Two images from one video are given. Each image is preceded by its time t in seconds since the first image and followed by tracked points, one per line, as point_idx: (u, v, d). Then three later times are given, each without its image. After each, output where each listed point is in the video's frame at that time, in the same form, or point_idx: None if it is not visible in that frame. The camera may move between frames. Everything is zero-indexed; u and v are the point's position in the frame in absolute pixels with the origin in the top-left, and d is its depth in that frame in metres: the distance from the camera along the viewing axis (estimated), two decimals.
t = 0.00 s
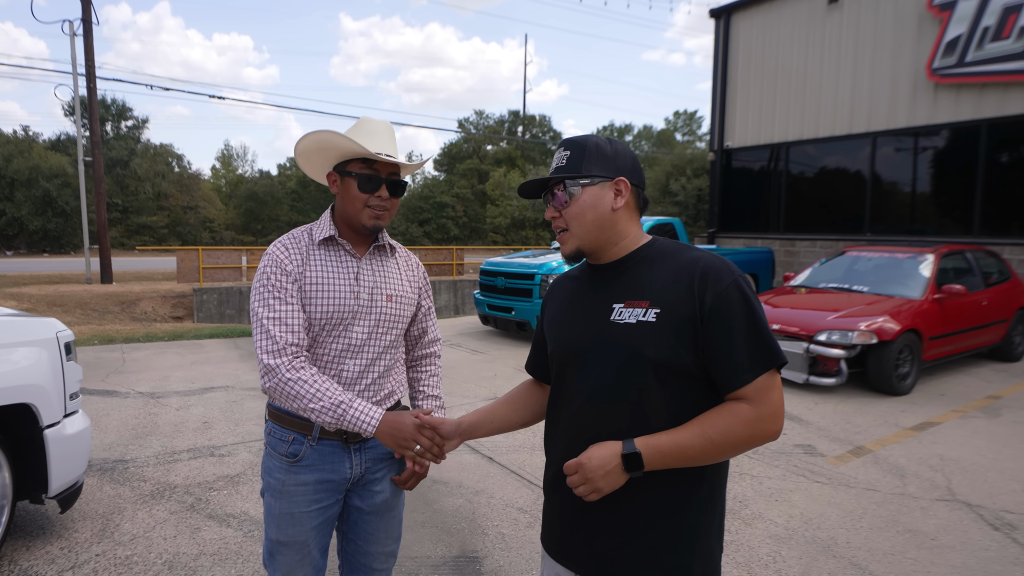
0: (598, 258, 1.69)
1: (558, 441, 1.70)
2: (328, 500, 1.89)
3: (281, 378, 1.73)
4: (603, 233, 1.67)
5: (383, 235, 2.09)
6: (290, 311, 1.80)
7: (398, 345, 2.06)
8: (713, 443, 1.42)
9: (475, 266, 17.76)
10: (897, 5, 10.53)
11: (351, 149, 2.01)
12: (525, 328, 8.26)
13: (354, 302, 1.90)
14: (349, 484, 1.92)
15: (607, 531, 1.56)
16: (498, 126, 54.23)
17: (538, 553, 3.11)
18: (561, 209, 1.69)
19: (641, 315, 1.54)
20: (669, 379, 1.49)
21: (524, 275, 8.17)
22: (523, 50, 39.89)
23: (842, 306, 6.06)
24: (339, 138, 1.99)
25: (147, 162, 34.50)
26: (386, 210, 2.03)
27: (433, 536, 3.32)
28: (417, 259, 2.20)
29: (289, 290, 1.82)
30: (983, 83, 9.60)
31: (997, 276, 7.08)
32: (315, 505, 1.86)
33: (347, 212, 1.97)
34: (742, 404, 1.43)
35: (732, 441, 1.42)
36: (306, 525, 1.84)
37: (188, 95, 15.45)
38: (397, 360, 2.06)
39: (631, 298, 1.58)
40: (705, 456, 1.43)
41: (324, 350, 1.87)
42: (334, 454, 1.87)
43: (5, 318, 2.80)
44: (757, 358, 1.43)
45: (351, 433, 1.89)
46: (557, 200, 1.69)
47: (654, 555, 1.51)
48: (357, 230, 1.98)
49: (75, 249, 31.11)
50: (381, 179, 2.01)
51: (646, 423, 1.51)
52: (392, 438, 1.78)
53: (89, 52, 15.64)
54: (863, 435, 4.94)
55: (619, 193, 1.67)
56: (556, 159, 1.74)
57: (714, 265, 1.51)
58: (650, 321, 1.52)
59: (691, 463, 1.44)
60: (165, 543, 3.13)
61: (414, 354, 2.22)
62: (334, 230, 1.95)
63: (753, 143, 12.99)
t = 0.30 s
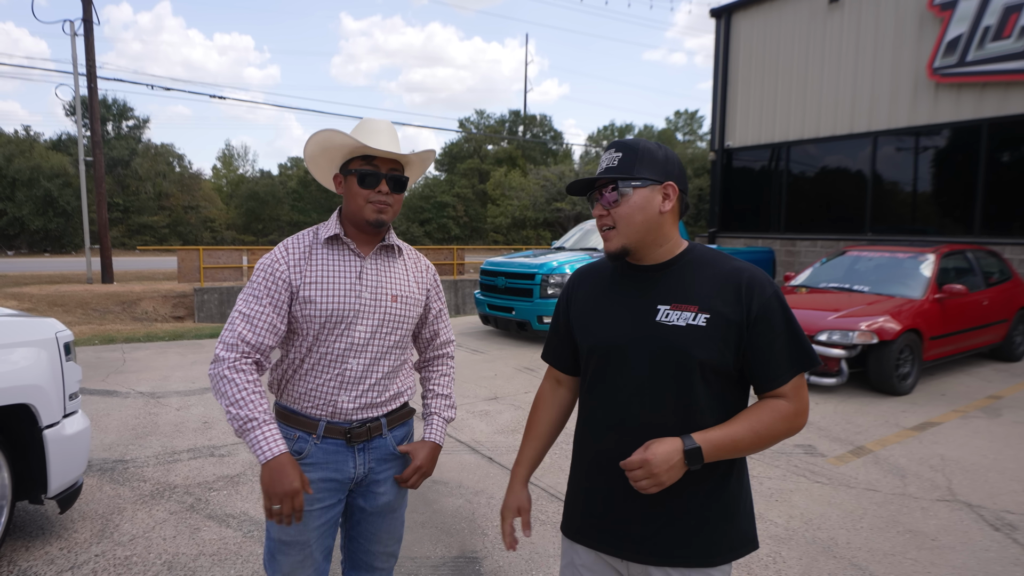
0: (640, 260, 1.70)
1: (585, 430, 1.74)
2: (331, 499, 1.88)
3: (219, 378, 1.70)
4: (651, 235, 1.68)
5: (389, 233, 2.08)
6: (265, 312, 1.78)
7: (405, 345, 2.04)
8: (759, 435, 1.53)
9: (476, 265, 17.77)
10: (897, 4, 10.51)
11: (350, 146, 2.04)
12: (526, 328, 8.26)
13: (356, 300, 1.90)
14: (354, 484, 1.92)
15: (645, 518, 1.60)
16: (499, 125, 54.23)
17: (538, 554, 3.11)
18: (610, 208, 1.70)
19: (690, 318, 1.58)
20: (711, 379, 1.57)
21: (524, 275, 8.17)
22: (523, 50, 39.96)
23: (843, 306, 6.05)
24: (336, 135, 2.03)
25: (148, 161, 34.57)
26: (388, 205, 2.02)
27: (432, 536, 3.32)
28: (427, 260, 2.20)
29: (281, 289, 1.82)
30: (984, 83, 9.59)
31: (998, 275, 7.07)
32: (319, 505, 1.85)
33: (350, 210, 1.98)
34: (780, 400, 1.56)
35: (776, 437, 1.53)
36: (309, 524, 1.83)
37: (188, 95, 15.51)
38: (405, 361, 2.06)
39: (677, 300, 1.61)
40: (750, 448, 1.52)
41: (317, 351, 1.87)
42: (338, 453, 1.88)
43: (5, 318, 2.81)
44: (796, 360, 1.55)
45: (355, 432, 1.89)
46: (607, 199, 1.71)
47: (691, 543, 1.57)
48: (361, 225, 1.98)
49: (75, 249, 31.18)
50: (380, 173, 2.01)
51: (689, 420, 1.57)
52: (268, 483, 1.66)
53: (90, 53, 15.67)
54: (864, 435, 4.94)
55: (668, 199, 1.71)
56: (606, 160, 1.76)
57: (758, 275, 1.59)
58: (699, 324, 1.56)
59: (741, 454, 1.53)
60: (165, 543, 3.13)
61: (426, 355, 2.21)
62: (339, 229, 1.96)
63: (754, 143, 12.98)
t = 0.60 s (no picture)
0: (661, 262, 1.77)
1: (599, 419, 1.81)
2: (322, 501, 1.86)
3: (189, 353, 1.79)
4: (678, 241, 1.74)
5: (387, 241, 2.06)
6: (245, 306, 1.83)
7: (398, 348, 2.00)
8: (776, 422, 1.72)
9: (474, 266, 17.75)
10: (896, 4, 10.50)
11: (366, 156, 1.95)
12: (524, 329, 8.24)
13: (346, 302, 1.87)
14: (345, 487, 1.90)
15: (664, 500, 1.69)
16: (497, 126, 54.21)
17: (537, 556, 3.09)
18: (640, 211, 1.75)
19: (709, 319, 1.67)
20: (728, 373, 1.69)
21: (523, 276, 8.15)
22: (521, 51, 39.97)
23: (843, 306, 6.04)
24: (356, 145, 1.92)
25: (145, 162, 34.55)
26: (396, 216, 2.01)
27: (430, 539, 3.29)
28: (421, 262, 2.15)
29: (262, 282, 1.84)
30: (984, 83, 9.59)
31: (998, 276, 7.06)
32: (310, 508, 1.83)
33: (360, 219, 1.95)
34: (791, 389, 1.75)
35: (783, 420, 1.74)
36: (301, 527, 1.81)
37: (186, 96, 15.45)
38: (398, 364, 2.02)
39: (697, 301, 1.69)
40: (768, 433, 1.70)
41: (304, 353, 1.84)
42: (330, 456, 1.85)
43: None
44: (799, 351, 1.75)
45: (347, 436, 1.86)
46: (639, 203, 1.75)
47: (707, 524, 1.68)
48: (370, 235, 1.97)
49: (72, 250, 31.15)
50: (393, 185, 1.99)
51: (707, 411, 1.68)
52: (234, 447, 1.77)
53: (87, 53, 15.64)
54: (864, 436, 4.92)
55: (695, 209, 1.79)
56: (636, 165, 1.81)
57: (768, 281, 1.72)
58: (719, 325, 1.67)
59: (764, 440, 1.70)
60: (160, 547, 3.10)
61: (422, 359, 2.17)
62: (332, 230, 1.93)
63: (753, 143, 12.97)
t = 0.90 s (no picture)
0: (665, 255, 1.82)
1: (597, 404, 1.84)
2: (304, 506, 1.85)
3: (166, 374, 1.76)
4: (682, 235, 1.80)
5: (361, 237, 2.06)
6: (218, 314, 1.81)
7: (377, 348, 2.00)
8: (762, 409, 1.78)
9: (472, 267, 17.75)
10: (892, 5, 10.53)
11: (340, 155, 1.93)
12: (521, 329, 8.24)
13: (319, 303, 1.86)
14: (326, 490, 1.89)
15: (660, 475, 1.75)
16: (495, 126, 54.19)
17: (533, 556, 3.09)
18: (649, 206, 1.80)
19: (711, 308, 1.73)
20: (723, 361, 1.75)
21: (520, 276, 8.15)
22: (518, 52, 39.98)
23: (839, 306, 6.06)
24: (331, 145, 1.90)
25: (140, 163, 34.50)
26: (372, 212, 2.01)
27: (427, 539, 3.30)
28: (397, 257, 2.14)
29: (235, 292, 1.82)
30: (978, 83, 9.62)
31: (994, 275, 7.07)
32: (290, 513, 1.82)
33: (338, 220, 1.94)
34: (776, 379, 1.82)
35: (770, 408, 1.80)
36: (281, 533, 1.81)
37: (182, 97, 15.37)
38: (377, 364, 2.01)
39: (699, 290, 1.75)
40: (757, 419, 1.76)
41: (279, 357, 1.84)
42: (308, 459, 1.85)
43: None
44: (790, 346, 1.81)
45: (325, 438, 1.86)
46: (648, 198, 1.80)
47: (697, 503, 1.74)
48: (347, 234, 1.96)
49: (69, 252, 31.12)
50: (369, 182, 1.98)
51: (704, 394, 1.74)
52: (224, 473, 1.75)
53: (82, 54, 15.60)
54: (860, 435, 4.93)
55: (699, 205, 1.86)
56: (644, 162, 1.86)
57: (762, 277, 1.81)
58: (719, 314, 1.73)
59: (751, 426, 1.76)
60: (157, 548, 3.10)
61: (403, 355, 2.16)
62: (301, 231, 1.92)
63: (749, 143, 12.99)
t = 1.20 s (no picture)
0: (639, 249, 1.87)
1: (583, 397, 1.88)
2: (289, 512, 1.84)
3: (147, 402, 1.71)
4: (653, 227, 1.85)
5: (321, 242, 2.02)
6: (188, 327, 1.76)
7: (352, 344, 2.01)
8: (749, 394, 1.80)
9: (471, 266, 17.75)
10: (890, 3, 10.54)
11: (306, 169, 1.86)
12: (520, 329, 8.24)
13: (293, 304, 1.84)
14: (310, 495, 1.88)
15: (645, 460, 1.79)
16: (493, 125, 54.17)
17: (532, 555, 3.09)
18: (617, 203, 1.85)
19: (683, 297, 1.77)
20: (701, 350, 1.78)
21: (518, 275, 8.15)
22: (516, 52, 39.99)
23: (837, 304, 6.06)
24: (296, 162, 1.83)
25: (139, 163, 34.49)
26: (336, 221, 1.97)
27: (426, 539, 3.29)
28: (366, 253, 2.16)
29: (207, 303, 1.77)
30: (976, 82, 9.62)
31: (992, 274, 7.08)
32: (276, 520, 1.80)
33: (302, 229, 1.90)
34: (757, 363, 1.84)
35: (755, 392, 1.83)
36: (267, 541, 1.79)
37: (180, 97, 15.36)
38: (352, 361, 2.03)
39: (670, 281, 1.79)
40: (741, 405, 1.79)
41: (255, 363, 1.80)
42: (291, 465, 1.83)
43: None
44: (766, 329, 1.84)
45: (308, 442, 1.84)
46: (615, 194, 1.86)
47: (681, 487, 1.78)
48: (309, 240, 1.93)
49: (67, 252, 31.08)
50: (334, 194, 1.92)
51: (685, 380, 1.77)
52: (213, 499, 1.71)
53: (80, 54, 15.58)
54: (858, 433, 4.93)
55: (666, 197, 1.91)
56: (609, 163, 1.93)
57: (734, 264, 1.84)
58: (691, 303, 1.77)
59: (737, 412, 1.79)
60: (155, 548, 3.10)
61: (373, 352, 2.18)
62: (266, 232, 1.87)
63: (748, 142, 13.00)
